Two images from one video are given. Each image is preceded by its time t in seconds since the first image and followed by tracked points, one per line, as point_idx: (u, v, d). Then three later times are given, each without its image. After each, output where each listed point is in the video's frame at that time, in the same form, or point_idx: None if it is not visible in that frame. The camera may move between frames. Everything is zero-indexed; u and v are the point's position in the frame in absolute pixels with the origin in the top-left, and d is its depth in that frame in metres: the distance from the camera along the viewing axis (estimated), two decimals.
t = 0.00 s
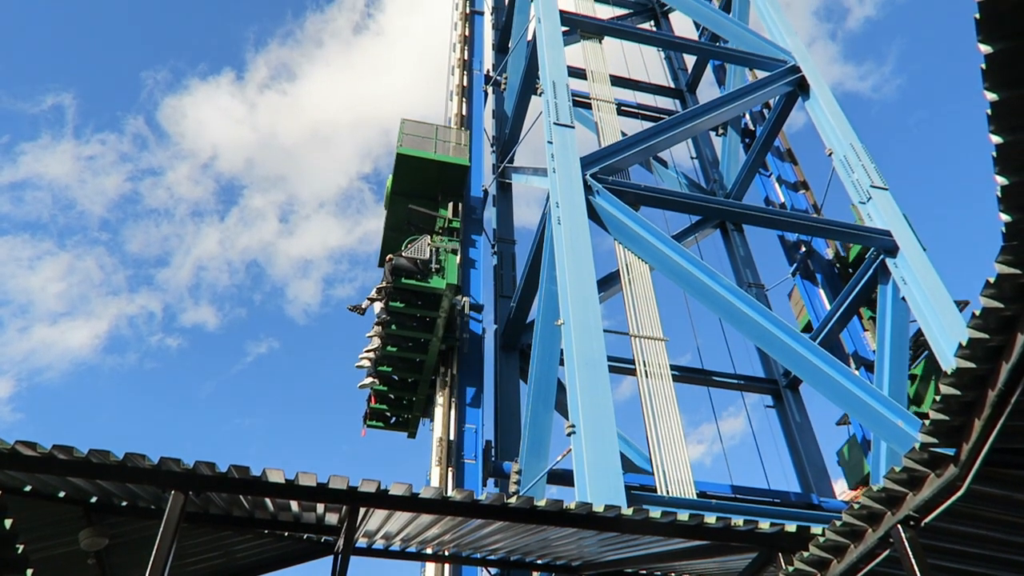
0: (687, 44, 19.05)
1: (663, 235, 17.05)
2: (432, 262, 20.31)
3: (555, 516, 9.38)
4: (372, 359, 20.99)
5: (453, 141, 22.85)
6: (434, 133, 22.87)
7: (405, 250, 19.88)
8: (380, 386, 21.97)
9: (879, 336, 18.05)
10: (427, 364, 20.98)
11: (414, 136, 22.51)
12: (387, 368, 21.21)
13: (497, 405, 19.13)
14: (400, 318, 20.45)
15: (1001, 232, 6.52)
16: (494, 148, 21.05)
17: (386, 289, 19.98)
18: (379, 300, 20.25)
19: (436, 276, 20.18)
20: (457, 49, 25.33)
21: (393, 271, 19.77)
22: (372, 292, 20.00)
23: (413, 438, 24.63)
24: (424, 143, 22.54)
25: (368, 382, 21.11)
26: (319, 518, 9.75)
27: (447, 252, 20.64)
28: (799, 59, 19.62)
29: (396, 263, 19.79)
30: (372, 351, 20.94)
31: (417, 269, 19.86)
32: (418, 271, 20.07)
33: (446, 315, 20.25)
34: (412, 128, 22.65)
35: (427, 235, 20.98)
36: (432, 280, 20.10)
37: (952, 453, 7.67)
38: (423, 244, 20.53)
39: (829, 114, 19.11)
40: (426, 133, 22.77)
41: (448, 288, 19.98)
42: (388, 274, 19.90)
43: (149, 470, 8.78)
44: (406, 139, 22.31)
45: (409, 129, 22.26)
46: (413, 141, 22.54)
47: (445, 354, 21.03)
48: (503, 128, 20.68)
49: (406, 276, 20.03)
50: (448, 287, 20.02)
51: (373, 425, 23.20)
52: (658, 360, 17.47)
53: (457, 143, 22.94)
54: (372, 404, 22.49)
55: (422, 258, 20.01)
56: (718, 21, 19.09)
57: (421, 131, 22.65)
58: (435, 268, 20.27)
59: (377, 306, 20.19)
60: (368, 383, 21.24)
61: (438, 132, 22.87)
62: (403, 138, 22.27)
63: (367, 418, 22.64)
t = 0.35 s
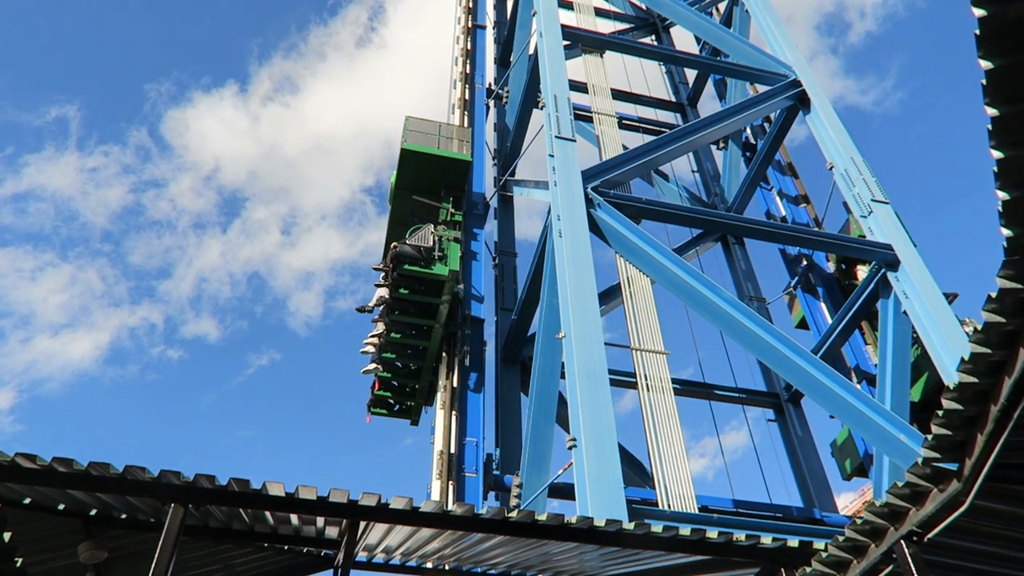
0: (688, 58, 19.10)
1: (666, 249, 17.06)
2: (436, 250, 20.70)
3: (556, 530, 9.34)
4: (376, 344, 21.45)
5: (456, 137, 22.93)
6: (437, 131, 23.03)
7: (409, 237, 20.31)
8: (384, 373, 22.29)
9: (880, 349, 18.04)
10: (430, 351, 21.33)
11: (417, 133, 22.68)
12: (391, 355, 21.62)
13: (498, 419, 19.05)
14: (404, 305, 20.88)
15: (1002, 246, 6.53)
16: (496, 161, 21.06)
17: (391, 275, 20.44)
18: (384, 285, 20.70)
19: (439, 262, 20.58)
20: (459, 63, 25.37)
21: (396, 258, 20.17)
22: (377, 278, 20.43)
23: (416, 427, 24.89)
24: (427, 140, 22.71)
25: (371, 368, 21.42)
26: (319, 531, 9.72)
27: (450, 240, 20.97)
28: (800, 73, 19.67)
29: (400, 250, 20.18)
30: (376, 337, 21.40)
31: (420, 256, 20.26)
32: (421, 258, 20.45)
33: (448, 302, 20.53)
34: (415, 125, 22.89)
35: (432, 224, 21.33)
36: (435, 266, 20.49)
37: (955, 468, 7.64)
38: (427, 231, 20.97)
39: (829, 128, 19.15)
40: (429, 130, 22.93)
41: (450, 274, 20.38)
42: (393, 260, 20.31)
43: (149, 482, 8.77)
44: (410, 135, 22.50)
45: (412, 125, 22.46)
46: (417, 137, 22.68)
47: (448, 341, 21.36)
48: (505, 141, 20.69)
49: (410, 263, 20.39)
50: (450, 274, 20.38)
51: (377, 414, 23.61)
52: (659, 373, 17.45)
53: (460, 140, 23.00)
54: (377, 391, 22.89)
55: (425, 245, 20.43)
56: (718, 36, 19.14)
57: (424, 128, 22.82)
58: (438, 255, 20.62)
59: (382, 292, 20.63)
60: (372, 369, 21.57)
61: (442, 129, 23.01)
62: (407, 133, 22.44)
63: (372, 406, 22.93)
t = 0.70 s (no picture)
0: (688, 74, 19.16)
1: (667, 265, 17.08)
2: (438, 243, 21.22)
3: (557, 547, 9.30)
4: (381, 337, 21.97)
5: (458, 138, 23.31)
6: (440, 132, 23.39)
7: (413, 231, 20.82)
8: (387, 364, 22.86)
9: (882, 365, 18.02)
10: (432, 342, 21.90)
11: (420, 135, 23.07)
12: (395, 347, 22.14)
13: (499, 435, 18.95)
14: (408, 296, 21.45)
15: (1004, 262, 6.52)
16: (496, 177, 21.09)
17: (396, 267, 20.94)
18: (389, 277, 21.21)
19: (442, 255, 21.10)
20: (460, 80, 25.45)
21: (401, 251, 20.72)
22: (382, 271, 20.98)
23: (417, 419, 25.55)
24: (429, 141, 23.08)
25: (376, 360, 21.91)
26: (318, 548, 9.66)
27: (452, 233, 21.51)
28: (799, 89, 19.72)
29: (404, 243, 20.72)
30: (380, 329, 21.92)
31: (423, 248, 20.76)
32: (424, 251, 20.99)
33: (450, 294, 21.13)
34: (418, 127, 23.31)
35: (435, 218, 21.92)
36: (438, 259, 21.01)
37: (959, 484, 7.60)
38: (430, 226, 21.49)
39: (829, 143, 19.20)
40: (432, 132, 23.30)
41: (453, 267, 20.90)
42: (397, 253, 20.85)
43: (149, 499, 8.74)
44: (412, 136, 22.91)
45: (414, 127, 22.85)
46: (419, 138, 23.11)
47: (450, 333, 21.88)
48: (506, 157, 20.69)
49: (414, 255, 20.94)
50: (453, 266, 20.94)
51: (381, 406, 24.28)
52: (660, 389, 17.43)
53: (461, 141, 23.39)
54: (380, 382, 23.47)
55: (428, 238, 20.96)
56: (718, 53, 19.21)
57: (426, 130, 23.19)
58: (440, 248, 21.19)
59: (386, 284, 21.17)
60: (376, 361, 22.07)
61: (444, 130, 23.36)
62: (410, 135, 22.84)
63: (375, 396, 23.56)
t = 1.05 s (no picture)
0: (690, 83, 19.18)
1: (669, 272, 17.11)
2: (441, 230, 21.74)
3: (560, 556, 9.27)
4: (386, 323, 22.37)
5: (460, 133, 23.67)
6: (443, 127, 23.67)
7: (417, 218, 21.36)
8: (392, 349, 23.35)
9: (885, 373, 17.99)
10: (436, 328, 22.30)
11: (424, 129, 23.33)
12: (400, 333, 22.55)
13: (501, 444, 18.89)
14: (412, 283, 21.86)
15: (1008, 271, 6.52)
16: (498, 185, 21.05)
17: (400, 254, 21.43)
18: (393, 263, 21.72)
19: (445, 242, 21.51)
20: (463, 88, 25.44)
21: (405, 238, 21.15)
22: (386, 257, 21.40)
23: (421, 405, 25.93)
24: (433, 135, 23.40)
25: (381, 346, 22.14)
26: (320, 558, 9.64)
27: (456, 220, 21.95)
28: (800, 98, 19.71)
29: (408, 230, 21.23)
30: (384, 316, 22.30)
31: (427, 235, 21.31)
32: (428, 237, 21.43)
33: (453, 280, 21.46)
34: (422, 122, 23.64)
35: (439, 206, 22.33)
36: (441, 246, 21.52)
37: (963, 493, 7.59)
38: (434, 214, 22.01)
39: (831, 151, 19.20)
40: (436, 127, 23.59)
41: (455, 253, 21.25)
42: (402, 240, 21.34)
43: (150, 509, 8.73)
44: (417, 130, 23.22)
45: (419, 121, 23.14)
46: (423, 132, 23.42)
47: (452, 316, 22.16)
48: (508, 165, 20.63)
49: (418, 242, 21.37)
50: (456, 252, 21.34)
51: (386, 391, 24.80)
52: (663, 397, 17.42)
53: (464, 136, 23.73)
54: (385, 368, 23.86)
55: (432, 225, 21.50)
56: (719, 61, 19.24)
57: (430, 125, 23.45)
58: (444, 235, 21.60)
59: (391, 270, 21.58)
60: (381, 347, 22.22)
61: (447, 125, 23.67)
62: (415, 128, 23.15)
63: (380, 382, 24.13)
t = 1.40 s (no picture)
0: (691, 94, 19.21)
1: (669, 283, 17.16)
2: (444, 222, 22.17)
3: (562, 569, 9.24)
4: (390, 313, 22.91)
5: (463, 130, 23.88)
6: (446, 124, 23.91)
7: (421, 210, 21.75)
8: (396, 339, 23.70)
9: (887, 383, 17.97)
10: (439, 318, 22.85)
11: (428, 127, 23.51)
12: (403, 323, 23.09)
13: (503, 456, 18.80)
14: (415, 274, 22.39)
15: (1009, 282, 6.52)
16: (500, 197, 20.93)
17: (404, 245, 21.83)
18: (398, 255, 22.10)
19: (448, 233, 22.05)
20: (464, 100, 25.51)
21: (409, 229, 21.62)
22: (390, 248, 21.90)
23: (426, 395, 26.24)
24: (437, 133, 23.59)
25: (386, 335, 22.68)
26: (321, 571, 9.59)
27: (458, 213, 22.51)
28: (801, 109, 19.72)
29: (412, 221, 21.59)
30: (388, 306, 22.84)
31: (431, 226, 21.71)
32: (432, 229, 21.93)
33: (456, 269, 22.03)
34: (425, 120, 23.81)
35: (441, 199, 22.87)
36: (444, 236, 21.96)
37: (967, 505, 7.56)
38: (437, 207, 22.42)
39: (832, 163, 19.21)
40: (439, 124, 23.82)
41: (458, 243, 21.81)
42: (406, 231, 21.71)
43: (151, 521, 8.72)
44: (420, 127, 23.39)
45: (423, 118, 23.31)
46: (426, 130, 23.61)
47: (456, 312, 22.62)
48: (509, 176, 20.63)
49: (421, 233, 21.84)
50: (458, 243, 21.88)
51: (390, 382, 25.11)
52: (664, 408, 17.39)
53: (466, 133, 23.95)
54: (389, 358, 24.40)
55: (435, 216, 21.91)
56: (719, 73, 19.24)
57: (433, 122, 23.64)
58: (447, 227, 22.13)
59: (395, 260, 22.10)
60: (386, 336, 22.84)
61: (449, 122, 23.88)
62: (418, 125, 23.29)
63: (385, 372, 24.49)
